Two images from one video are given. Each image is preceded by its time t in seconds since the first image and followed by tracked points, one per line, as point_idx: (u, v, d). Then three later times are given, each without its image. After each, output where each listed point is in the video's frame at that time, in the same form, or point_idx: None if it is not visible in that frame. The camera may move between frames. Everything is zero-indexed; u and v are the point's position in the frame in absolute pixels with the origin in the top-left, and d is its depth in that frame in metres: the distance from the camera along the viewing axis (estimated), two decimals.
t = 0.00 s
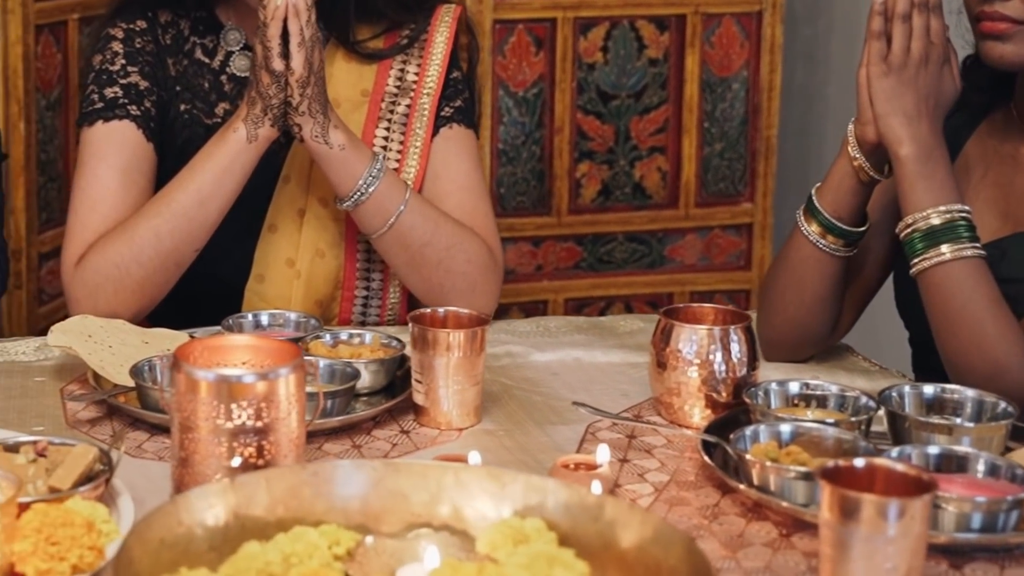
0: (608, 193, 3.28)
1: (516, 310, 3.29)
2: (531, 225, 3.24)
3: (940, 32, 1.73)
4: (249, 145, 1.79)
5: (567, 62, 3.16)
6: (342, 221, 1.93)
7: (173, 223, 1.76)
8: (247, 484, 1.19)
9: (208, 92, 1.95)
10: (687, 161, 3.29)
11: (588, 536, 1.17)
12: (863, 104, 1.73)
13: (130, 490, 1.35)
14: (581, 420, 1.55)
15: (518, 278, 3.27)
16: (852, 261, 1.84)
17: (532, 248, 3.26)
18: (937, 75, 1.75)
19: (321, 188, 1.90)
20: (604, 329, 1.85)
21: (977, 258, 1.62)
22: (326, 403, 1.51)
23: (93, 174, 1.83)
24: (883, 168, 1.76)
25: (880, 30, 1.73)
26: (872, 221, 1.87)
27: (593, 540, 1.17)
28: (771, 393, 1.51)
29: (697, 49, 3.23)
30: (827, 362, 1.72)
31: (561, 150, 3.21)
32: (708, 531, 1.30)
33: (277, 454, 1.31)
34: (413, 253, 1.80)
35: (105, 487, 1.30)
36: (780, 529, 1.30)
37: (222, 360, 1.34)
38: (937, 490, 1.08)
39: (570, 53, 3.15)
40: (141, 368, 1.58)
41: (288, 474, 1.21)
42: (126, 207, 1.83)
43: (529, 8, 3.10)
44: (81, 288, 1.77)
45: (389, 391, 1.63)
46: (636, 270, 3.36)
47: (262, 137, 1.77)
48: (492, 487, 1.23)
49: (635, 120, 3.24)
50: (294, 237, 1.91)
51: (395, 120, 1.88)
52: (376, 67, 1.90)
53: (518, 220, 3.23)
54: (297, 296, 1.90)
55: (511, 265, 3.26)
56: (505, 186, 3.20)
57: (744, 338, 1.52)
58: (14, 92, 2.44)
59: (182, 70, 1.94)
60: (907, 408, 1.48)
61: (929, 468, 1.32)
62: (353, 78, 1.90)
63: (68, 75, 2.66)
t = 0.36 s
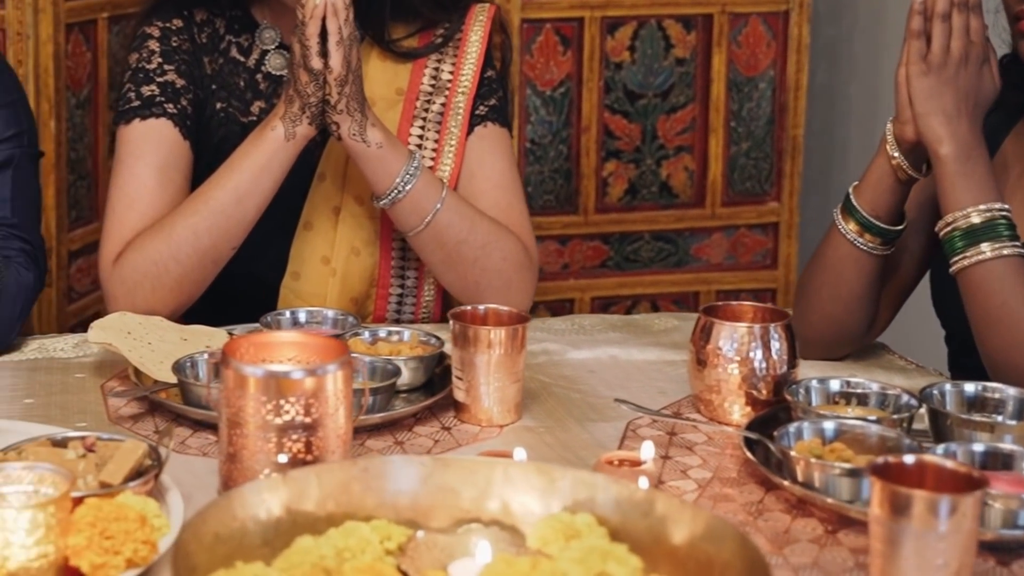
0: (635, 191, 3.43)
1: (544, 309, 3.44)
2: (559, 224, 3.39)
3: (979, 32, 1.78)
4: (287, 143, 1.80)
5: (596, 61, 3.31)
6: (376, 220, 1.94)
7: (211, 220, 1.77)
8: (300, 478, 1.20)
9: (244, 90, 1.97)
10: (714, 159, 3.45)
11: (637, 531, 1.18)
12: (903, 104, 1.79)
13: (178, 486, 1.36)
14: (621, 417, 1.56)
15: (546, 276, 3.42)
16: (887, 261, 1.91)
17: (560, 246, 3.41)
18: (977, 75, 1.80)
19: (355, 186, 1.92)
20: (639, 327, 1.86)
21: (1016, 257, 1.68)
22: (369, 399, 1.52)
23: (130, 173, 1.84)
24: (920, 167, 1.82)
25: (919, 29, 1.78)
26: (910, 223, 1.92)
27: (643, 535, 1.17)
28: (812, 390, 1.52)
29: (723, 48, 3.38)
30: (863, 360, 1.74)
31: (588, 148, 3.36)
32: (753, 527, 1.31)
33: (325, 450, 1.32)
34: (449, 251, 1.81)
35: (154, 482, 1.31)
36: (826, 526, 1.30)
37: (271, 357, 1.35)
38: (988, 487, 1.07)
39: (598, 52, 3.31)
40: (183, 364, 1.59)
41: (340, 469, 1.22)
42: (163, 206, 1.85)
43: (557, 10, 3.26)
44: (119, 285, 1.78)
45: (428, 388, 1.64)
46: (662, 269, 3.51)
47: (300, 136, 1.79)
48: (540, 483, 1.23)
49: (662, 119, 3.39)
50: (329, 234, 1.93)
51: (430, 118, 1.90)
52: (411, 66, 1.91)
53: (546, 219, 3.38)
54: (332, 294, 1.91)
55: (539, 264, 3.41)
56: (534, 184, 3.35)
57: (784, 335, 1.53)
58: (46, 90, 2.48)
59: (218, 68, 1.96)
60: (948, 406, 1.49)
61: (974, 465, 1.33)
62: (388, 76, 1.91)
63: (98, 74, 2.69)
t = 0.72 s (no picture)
0: (665, 190, 3.48)
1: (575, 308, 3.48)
2: (589, 222, 3.42)
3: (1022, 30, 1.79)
4: (326, 141, 1.81)
5: (626, 61, 3.36)
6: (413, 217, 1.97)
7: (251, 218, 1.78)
8: (355, 472, 1.21)
9: (281, 88, 1.98)
10: (744, 158, 3.49)
11: (689, 526, 1.18)
12: (946, 101, 1.82)
13: (227, 481, 1.36)
14: (663, 414, 1.56)
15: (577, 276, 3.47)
16: (928, 260, 1.95)
17: (590, 245, 3.45)
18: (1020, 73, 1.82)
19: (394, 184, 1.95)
20: (676, 325, 1.86)
21: None
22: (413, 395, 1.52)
23: (169, 170, 1.85)
24: (962, 166, 1.85)
25: (962, 28, 1.80)
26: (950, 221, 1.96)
27: (695, 530, 1.18)
28: (855, 387, 1.53)
29: (754, 47, 3.42)
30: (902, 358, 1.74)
31: (618, 147, 3.41)
32: (801, 523, 1.31)
33: (374, 445, 1.32)
34: (488, 249, 1.83)
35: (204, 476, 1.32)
36: (873, 522, 1.31)
37: (319, 352, 1.36)
38: None
39: (628, 51, 3.35)
40: (227, 359, 1.61)
41: (393, 463, 1.22)
42: (202, 203, 1.86)
43: (588, 9, 3.30)
44: (160, 282, 1.79)
45: (469, 385, 1.64)
46: (692, 268, 3.55)
47: (340, 133, 1.80)
48: (591, 479, 1.24)
49: (692, 117, 3.43)
50: (366, 232, 1.96)
51: (468, 116, 1.92)
52: (448, 64, 1.93)
53: (576, 218, 3.42)
54: (370, 291, 1.94)
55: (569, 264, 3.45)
56: (563, 183, 3.39)
57: (826, 333, 1.53)
58: (78, 88, 2.49)
59: (257, 66, 1.97)
60: (992, 404, 1.49)
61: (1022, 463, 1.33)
62: (425, 75, 1.93)
63: (130, 73, 2.70)
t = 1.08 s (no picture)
0: (695, 189, 3.73)
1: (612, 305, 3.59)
2: (621, 220, 3.69)
3: None
4: (365, 139, 1.82)
5: (658, 60, 3.60)
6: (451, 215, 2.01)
7: (291, 214, 1.80)
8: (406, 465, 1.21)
9: (319, 86, 2.00)
10: (776, 158, 3.74)
11: (739, 520, 1.18)
12: (989, 100, 1.82)
13: (274, 476, 1.37)
14: (705, 411, 1.56)
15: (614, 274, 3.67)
16: (969, 258, 2.01)
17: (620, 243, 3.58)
18: None
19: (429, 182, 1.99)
20: (714, 322, 1.87)
21: None
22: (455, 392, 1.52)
23: (208, 167, 1.87)
24: (1005, 164, 1.87)
25: (1005, 26, 1.78)
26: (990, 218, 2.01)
27: (745, 526, 1.17)
28: (898, 385, 1.53)
29: (786, 47, 3.67)
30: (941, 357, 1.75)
31: (650, 145, 3.66)
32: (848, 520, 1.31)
33: (421, 440, 1.33)
34: (527, 246, 1.84)
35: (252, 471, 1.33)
36: (920, 519, 1.30)
37: (366, 348, 1.37)
38: None
39: (660, 52, 3.60)
40: (270, 355, 1.61)
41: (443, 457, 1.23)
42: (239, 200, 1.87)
43: (622, 11, 3.54)
44: (199, 278, 1.80)
45: (509, 382, 1.64)
46: (722, 266, 3.81)
47: (380, 131, 1.82)
48: (639, 474, 1.24)
49: (724, 117, 3.69)
50: (404, 229, 2.00)
51: (505, 114, 1.94)
52: (485, 62, 1.95)
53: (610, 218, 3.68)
54: (408, 288, 1.98)
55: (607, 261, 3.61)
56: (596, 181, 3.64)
57: (868, 331, 1.53)
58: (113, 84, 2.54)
59: (294, 64, 1.99)
60: None
61: None
62: (463, 73, 1.95)
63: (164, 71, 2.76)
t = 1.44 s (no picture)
0: (727, 189, 3.79)
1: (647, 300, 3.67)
2: (654, 219, 3.74)
3: None
4: (403, 136, 1.84)
5: (690, 58, 3.66)
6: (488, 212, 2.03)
7: (330, 211, 1.82)
8: (453, 461, 1.20)
9: (355, 82, 2.05)
10: (807, 157, 3.80)
11: (789, 516, 1.18)
12: None
13: (319, 471, 1.38)
14: (746, 408, 1.56)
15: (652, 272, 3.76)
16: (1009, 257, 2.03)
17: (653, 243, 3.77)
18: None
19: (466, 179, 2.01)
20: (752, 321, 1.87)
21: None
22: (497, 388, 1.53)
23: (247, 164, 1.90)
24: None
25: None
26: None
27: (795, 522, 1.17)
28: (941, 383, 1.53)
29: (818, 45, 3.72)
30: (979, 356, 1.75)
31: (682, 143, 3.72)
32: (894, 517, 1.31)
33: (466, 436, 1.33)
34: (565, 243, 1.86)
35: (299, 466, 1.33)
36: (967, 516, 1.30)
37: (411, 343, 1.37)
38: None
39: (692, 51, 3.66)
40: (311, 351, 1.62)
41: (489, 452, 1.22)
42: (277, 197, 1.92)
43: (653, 8, 3.61)
44: (239, 275, 1.83)
45: (549, 379, 1.65)
46: (753, 266, 3.87)
47: (418, 128, 1.82)
48: (687, 469, 1.24)
49: (755, 116, 3.75)
50: (441, 227, 2.02)
51: (542, 112, 1.97)
52: (521, 60, 1.98)
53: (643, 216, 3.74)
54: (445, 284, 2.00)
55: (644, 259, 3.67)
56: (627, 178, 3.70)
57: (910, 328, 1.53)
58: (146, 83, 2.71)
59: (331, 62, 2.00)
60: None
61: None
62: (499, 71, 1.98)
63: (193, 69, 2.93)
